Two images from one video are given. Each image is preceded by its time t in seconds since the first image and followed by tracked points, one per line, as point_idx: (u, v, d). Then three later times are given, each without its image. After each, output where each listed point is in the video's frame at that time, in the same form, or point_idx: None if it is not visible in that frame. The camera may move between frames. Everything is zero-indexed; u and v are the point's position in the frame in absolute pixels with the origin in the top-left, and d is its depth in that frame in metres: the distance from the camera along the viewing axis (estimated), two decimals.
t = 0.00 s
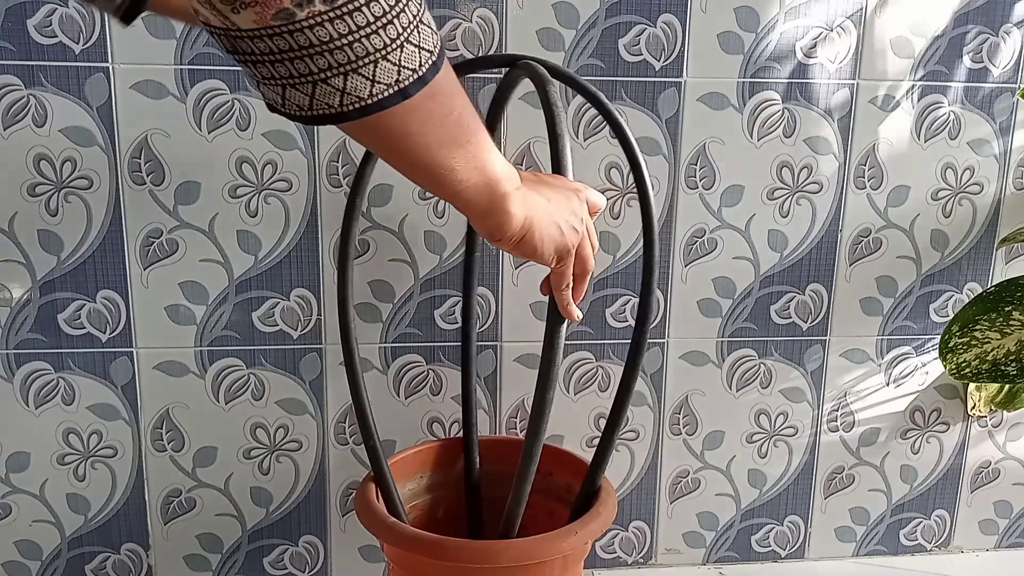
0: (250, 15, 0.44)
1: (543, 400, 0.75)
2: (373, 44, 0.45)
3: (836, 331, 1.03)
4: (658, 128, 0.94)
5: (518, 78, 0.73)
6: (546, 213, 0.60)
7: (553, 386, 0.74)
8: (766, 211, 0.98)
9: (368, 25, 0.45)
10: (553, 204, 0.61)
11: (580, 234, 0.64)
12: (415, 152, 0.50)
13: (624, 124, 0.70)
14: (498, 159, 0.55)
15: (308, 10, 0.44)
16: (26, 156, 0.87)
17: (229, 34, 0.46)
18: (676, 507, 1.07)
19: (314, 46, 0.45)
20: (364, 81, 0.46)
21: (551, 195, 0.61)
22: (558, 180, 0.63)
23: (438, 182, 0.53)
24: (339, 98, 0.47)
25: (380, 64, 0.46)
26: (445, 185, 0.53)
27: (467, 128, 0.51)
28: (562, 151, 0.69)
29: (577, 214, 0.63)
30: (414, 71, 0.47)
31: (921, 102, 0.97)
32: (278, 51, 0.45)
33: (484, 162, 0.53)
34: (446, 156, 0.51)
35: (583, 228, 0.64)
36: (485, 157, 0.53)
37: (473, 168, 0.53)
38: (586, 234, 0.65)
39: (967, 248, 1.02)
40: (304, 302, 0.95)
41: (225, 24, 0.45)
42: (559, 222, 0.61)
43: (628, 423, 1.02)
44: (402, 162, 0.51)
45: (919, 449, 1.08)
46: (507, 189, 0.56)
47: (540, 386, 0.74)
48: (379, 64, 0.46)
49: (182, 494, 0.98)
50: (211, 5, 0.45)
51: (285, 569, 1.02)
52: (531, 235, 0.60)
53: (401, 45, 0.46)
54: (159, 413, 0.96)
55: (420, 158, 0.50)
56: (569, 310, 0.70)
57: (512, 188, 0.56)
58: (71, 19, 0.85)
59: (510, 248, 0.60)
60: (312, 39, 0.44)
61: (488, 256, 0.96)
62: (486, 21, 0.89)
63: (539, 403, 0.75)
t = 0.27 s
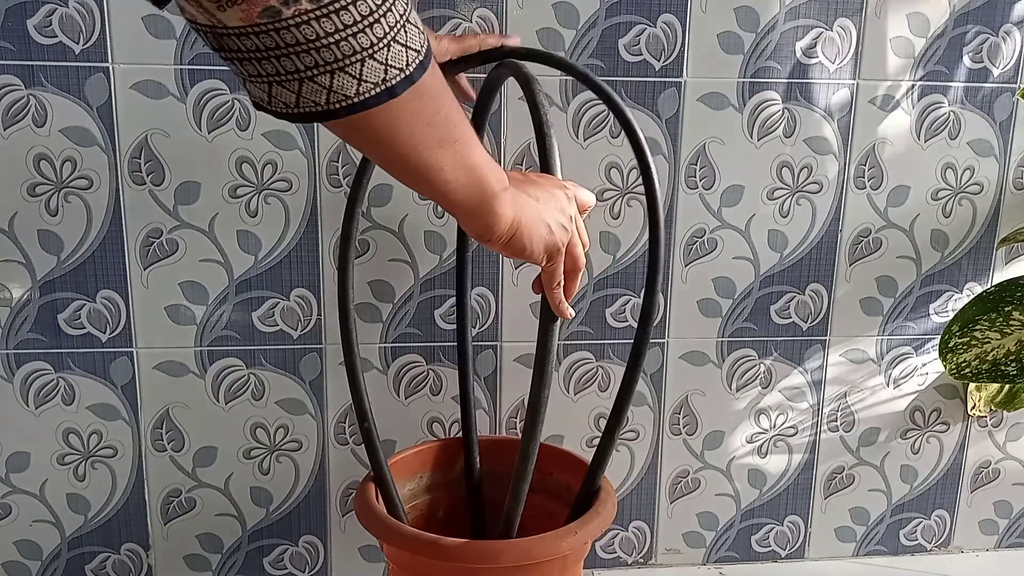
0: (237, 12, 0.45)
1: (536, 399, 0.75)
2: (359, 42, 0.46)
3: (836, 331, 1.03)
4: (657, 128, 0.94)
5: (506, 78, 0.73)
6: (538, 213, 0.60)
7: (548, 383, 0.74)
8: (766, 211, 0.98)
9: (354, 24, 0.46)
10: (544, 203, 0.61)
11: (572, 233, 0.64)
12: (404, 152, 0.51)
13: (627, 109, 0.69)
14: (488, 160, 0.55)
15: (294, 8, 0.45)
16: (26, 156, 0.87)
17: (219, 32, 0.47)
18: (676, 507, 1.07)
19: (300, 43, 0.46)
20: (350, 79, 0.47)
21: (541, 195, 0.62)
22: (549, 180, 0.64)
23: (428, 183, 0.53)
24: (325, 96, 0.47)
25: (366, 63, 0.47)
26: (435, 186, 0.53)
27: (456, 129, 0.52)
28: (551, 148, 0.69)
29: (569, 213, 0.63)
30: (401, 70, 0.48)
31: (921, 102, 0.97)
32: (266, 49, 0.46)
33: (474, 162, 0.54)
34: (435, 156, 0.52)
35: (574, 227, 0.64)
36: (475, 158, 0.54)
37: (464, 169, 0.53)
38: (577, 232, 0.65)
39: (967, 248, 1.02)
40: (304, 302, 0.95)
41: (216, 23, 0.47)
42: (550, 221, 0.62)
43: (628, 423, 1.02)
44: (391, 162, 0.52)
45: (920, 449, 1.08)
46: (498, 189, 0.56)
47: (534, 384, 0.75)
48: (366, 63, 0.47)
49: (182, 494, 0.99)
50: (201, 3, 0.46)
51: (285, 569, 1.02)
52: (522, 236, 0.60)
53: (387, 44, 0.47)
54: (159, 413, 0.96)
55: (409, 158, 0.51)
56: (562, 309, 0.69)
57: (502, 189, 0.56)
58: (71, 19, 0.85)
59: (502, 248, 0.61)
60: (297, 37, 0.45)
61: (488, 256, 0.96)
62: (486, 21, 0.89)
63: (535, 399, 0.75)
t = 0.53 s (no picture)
0: (238, 19, 0.45)
1: (537, 400, 0.75)
2: (360, 47, 0.46)
3: (836, 331, 1.03)
4: (657, 128, 0.94)
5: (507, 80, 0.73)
6: (539, 212, 0.60)
7: (549, 384, 0.74)
8: (766, 211, 0.98)
9: (354, 29, 0.46)
10: (546, 202, 0.61)
11: (575, 232, 0.64)
12: (404, 153, 0.51)
13: (626, 112, 0.70)
14: (489, 160, 0.55)
15: (296, 15, 0.44)
16: (26, 156, 0.87)
17: (218, 37, 0.47)
18: (676, 507, 1.07)
19: (300, 49, 0.46)
20: (351, 83, 0.47)
21: (544, 194, 0.62)
22: (551, 179, 0.64)
23: (428, 183, 0.53)
24: (327, 100, 0.48)
25: (367, 68, 0.47)
26: (435, 186, 0.53)
27: (456, 129, 0.52)
28: (554, 150, 0.69)
29: (571, 212, 0.63)
30: (403, 74, 0.48)
31: (921, 102, 0.97)
32: (266, 55, 0.46)
33: (475, 161, 0.54)
34: (435, 156, 0.52)
35: (578, 227, 0.64)
36: (475, 157, 0.54)
37: (464, 168, 0.53)
38: (581, 232, 0.65)
39: (967, 248, 1.02)
40: (304, 302, 0.95)
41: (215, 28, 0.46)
42: (552, 220, 0.61)
43: (628, 423, 1.02)
44: (392, 163, 0.52)
45: (920, 449, 1.08)
46: (498, 188, 0.56)
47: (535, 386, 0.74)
48: (367, 66, 0.47)
49: (182, 494, 0.98)
50: (200, 9, 0.46)
51: (285, 569, 1.02)
52: (525, 237, 0.60)
53: (388, 48, 0.47)
54: (159, 413, 0.96)
55: (409, 158, 0.51)
56: (565, 307, 0.68)
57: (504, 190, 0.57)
58: (71, 19, 0.85)
59: (504, 247, 0.61)
60: (298, 42, 0.45)
61: (488, 256, 0.96)
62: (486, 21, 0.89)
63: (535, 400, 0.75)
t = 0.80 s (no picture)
0: (234, 19, 0.46)
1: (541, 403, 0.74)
2: (356, 50, 0.47)
3: (836, 331, 1.03)
4: (657, 128, 0.94)
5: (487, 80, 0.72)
6: (539, 224, 0.60)
7: (552, 392, 0.73)
8: (765, 211, 0.98)
9: (350, 32, 0.46)
10: (546, 214, 0.61)
11: (576, 245, 0.63)
12: (400, 162, 0.51)
13: (626, 108, 0.69)
14: (486, 172, 0.55)
15: (290, 16, 0.45)
16: (26, 156, 0.87)
17: (216, 39, 0.48)
18: (676, 507, 1.07)
19: (295, 49, 0.46)
20: (346, 86, 0.47)
21: (544, 206, 0.61)
22: (552, 190, 0.63)
23: (425, 194, 0.53)
24: (322, 104, 0.48)
25: (363, 72, 0.47)
26: (432, 197, 0.53)
27: (453, 138, 0.52)
28: (549, 155, 0.66)
29: (573, 224, 0.62)
30: (401, 80, 0.48)
31: (921, 102, 0.97)
32: (261, 57, 0.47)
33: (472, 172, 0.54)
34: (432, 166, 0.52)
35: (579, 239, 0.63)
36: (471, 168, 0.53)
37: (461, 178, 0.53)
38: (583, 244, 0.63)
39: (967, 248, 1.02)
40: (304, 303, 0.95)
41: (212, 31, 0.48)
42: (552, 233, 0.61)
43: (628, 423, 1.02)
44: (389, 173, 0.52)
45: (920, 449, 1.08)
46: (496, 200, 0.56)
47: (539, 391, 0.73)
48: (363, 70, 0.47)
49: (182, 494, 0.99)
50: (197, 10, 0.47)
51: (285, 569, 1.02)
52: (524, 251, 0.59)
53: (384, 52, 0.48)
54: (159, 413, 0.96)
55: (405, 168, 0.51)
56: (565, 317, 0.67)
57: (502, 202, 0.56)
58: (71, 19, 0.85)
59: (503, 261, 0.60)
60: (293, 43, 0.46)
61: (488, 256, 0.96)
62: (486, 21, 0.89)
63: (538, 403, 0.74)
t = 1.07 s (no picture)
0: (234, 35, 0.46)
1: (544, 401, 0.74)
2: (358, 62, 0.47)
3: (836, 331, 1.03)
4: (657, 128, 0.94)
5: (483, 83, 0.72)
6: (539, 223, 0.60)
7: (554, 391, 0.74)
8: (765, 211, 0.98)
9: (353, 44, 0.46)
10: (545, 212, 0.61)
11: (576, 242, 0.63)
12: (401, 166, 0.50)
13: (623, 105, 0.69)
14: (487, 172, 0.55)
15: (292, 30, 0.45)
16: (26, 156, 0.87)
17: (215, 54, 0.48)
18: (676, 507, 1.07)
19: (298, 63, 0.46)
20: (349, 97, 0.47)
21: (544, 204, 0.61)
22: (550, 188, 0.63)
23: (427, 197, 0.53)
24: (324, 115, 0.48)
25: (366, 84, 0.47)
26: (433, 199, 0.53)
27: (455, 141, 0.51)
28: (549, 153, 0.68)
29: (573, 221, 0.62)
30: (402, 89, 0.48)
31: (921, 102, 0.97)
32: (263, 71, 0.47)
33: (473, 174, 0.53)
34: (434, 169, 0.51)
35: (579, 235, 0.63)
36: (473, 170, 0.53)
37: (462, 180, 0.53)
38: (583, 240, 0.64)
39: (967, 248, 1.02)
40: (304, 303, 0.95)
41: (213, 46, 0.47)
42: (552, 231, 0.61)
43: (628, 422, 1.02)
44: (392, 178, 0.51)
45: (920, 448, 1.08)
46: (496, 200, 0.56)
47: (541, 389, 0.74)
48: (365, 82, 0.47)
49: (182, 494, 0.99)
50: (197, 25, 0.46)
51: (285, 569, 1.02)
52: (526, 249, 0.59)
53: (386, 62, 0.47)
54: (159, 413, 0.96)
55: (407, 172, 0.51)
56: (567, 315, 0.68)
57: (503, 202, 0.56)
58: (71, 19, 0.85)
59: (504, 259, 0.60)
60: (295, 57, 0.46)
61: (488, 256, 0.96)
62: (486, 21, 0.89)
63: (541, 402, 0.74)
